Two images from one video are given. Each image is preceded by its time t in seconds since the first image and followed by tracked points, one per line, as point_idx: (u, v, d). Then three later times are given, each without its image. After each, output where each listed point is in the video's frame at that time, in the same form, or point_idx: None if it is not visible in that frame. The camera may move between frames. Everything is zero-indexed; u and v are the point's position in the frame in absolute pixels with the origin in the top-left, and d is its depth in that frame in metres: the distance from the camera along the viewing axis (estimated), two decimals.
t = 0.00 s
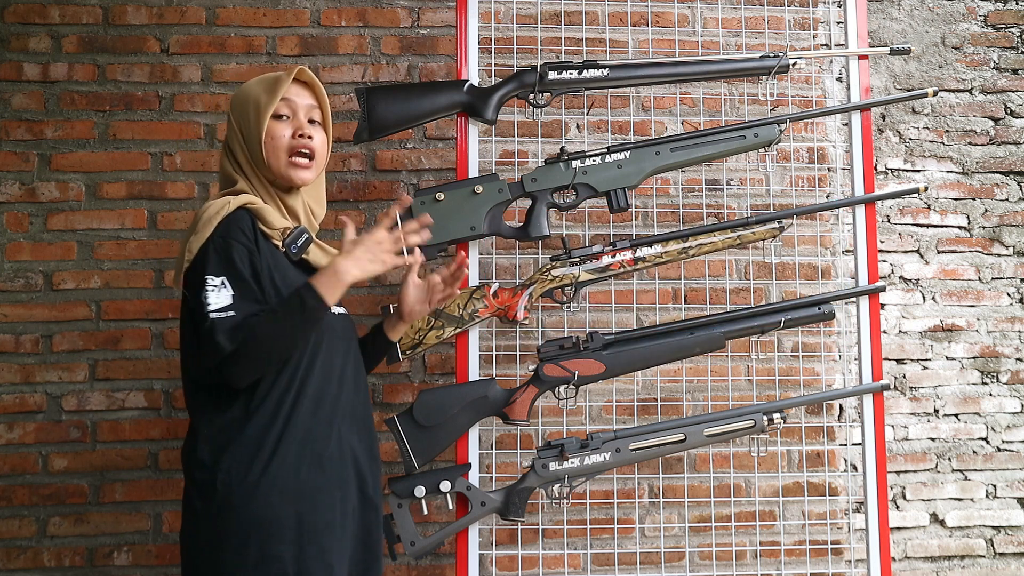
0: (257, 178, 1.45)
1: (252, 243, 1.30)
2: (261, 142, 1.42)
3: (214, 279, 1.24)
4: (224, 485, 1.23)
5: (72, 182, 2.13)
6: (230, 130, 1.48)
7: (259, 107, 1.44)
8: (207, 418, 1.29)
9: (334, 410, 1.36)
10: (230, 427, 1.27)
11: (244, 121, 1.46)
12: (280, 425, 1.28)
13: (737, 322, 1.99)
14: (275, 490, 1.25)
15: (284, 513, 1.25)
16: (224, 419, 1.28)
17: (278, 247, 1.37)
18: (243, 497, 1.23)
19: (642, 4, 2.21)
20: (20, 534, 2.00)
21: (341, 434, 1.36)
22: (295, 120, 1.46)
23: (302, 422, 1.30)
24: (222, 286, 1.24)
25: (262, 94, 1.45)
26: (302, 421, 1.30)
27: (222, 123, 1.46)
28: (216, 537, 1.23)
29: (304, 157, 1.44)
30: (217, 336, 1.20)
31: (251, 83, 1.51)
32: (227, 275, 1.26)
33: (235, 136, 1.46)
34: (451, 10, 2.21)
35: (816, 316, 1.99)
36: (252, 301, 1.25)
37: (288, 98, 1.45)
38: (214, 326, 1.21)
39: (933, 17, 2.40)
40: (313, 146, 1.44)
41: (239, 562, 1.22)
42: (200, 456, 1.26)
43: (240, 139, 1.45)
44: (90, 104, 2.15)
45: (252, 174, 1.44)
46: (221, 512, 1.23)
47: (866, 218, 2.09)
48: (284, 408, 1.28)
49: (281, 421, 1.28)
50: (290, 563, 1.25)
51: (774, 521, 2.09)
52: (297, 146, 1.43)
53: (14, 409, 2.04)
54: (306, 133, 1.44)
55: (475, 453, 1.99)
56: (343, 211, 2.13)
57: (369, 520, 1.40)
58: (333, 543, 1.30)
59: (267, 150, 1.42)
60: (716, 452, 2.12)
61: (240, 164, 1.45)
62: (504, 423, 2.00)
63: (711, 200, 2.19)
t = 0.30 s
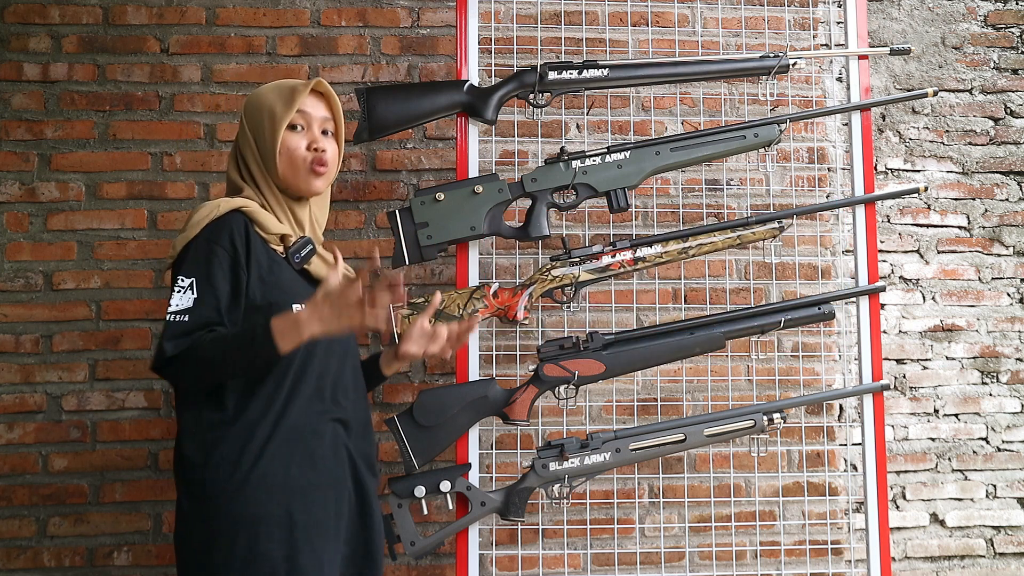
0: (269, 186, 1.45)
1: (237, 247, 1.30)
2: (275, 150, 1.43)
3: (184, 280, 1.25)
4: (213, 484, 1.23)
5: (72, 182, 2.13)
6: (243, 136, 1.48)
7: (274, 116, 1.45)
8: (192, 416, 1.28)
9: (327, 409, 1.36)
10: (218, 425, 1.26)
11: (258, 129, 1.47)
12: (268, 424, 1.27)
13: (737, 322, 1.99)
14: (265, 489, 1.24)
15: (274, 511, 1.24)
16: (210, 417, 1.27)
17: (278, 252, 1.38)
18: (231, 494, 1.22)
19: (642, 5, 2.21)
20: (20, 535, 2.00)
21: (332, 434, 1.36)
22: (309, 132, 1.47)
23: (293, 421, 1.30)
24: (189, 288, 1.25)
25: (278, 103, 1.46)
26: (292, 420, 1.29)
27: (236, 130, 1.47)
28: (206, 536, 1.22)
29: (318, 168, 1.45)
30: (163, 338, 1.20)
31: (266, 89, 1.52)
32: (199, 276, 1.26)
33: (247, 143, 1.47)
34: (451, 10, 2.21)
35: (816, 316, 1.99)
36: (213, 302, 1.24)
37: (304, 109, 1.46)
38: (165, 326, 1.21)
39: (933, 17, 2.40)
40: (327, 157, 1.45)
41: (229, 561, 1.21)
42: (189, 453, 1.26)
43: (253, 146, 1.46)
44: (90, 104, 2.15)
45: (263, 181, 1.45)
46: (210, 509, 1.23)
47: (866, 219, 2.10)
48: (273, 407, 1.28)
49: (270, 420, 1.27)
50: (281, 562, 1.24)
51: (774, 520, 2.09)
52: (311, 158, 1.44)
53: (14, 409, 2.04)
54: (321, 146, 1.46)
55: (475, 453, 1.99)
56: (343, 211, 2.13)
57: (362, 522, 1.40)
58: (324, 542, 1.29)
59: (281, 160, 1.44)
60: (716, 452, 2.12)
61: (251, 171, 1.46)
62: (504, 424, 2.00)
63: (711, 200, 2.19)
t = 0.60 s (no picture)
0: (276, 182, 1.45)
1: (248, 246, 1.30)
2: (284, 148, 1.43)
3: (198, 278, 1.25)
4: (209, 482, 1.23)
5: (72, 182, 2.13)
6: (246, 133, 1.47)
7: (281, 114, 1.44)
8: (191, 416, 1.29)
9: (329, 414, 1.36)
10: (217, 425, 1.27)
11: (263, 126, 1.46)
12: (267, 426, 1.28)
13: (737, 322, 1.99)
14: (261, 489, 1.25)
15: (270, 513, 1.25)
16: (209, 417, 1.27)
17: (286, 249, 1.38)
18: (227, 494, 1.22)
19: (642, 4, 2.21)
20: (20, 534, 2.00)
21: (332, 438, 1.36)
22: (316, 129, 1.48)
23: (293, 423, 1.30)
24: (203, 287, 1.24)
25: (284, 101, 1.45)
26: (292, 423, 1.30)
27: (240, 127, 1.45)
28: (200, 535, 1.22)
29: (326, 166, 1.47)
30: (181, 340, 1.20)
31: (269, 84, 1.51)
32: (214, 274, 1.26)
33: (252, 140, 1.45)
34: (451, 10, 2.21)
35: (816, 316, 1.99)
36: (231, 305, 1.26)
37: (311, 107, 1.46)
38: (181, 326, 1.21)
39: (933, 17, 2.40)
40: (335, 157, 1.47)
41: (222, 560, 1.21)
42: (186, 453, 1.26)
43: (258, 143, 1.45)
44: (90, 104, 2.15)
45: (270, 179, 1.44)
46: (206, 508, 1.23)
47: (867, 218, 2.10)
48: (273, 410, 1.29)
49: (270, 422, 1.29)
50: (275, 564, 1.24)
51: (774, 520, 2.09)
52: (319, 156, 1.46)
53: (14, 409, 2.04)
54: (329, 143, 1.47)
55: (475, 453, 1.99)
56: (343, 211, 2.13)
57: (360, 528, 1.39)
58: (319, 546, 1.29)
59: (290, 158, 1.44)
60: (715, 452, 2.12)
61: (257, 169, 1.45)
62: (504, 423, 2.00)
63: (711, 200, 2.19)
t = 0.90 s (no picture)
0: (284, 183, 1.45)
1: (253, 245, 1.30)
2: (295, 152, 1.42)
3: (204, 276, 1.24)
4: (211, 482, 1.24)
5: (72, 182, 2.13)
6: (259, 130, 1.45)
7: (296, 118, 1.43)
8: (194, 417, 1.29)
9: (331, 415, 1.37)
10: (220, 426, 1.27)
11: (277, 126, 1.44)
12: (269, 427, 1.28)
13: (737, 322, 1.99)
14: (263, 489, 1.25)
15: (272, 514, 1.24)
16: (211, 417, 1.28)
17: (290, 251, 1.37)
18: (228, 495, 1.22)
19: (642, 4, 2.21)
20: (20, 535, 2.00)
21: (335, 439, 1.36)
22: (328, 135, 1.47)
23: (294, 425, 1.31)
24: (208, 285, 1.24)
25: (300, 104, 1.44)
26: (294, 425, 1.31)
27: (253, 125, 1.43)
28: (203, 535, 1.23)
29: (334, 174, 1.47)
30: (187, 337, 1.19)
31: (286, 79, 1.48)
32: (219, 273, 1.25)
33: (264, 139, 1.44)
34: (451, 10, 2.21)
35: (816, 316, 1.99)
36: (236, 304, 1.26)
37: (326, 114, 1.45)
38: (187, 324, 1.20)
39: (933, 17, 2.40)
40: (344, 164, 1.47)
41: (224, 560, 1.21)
42: (189, 453, 1.27)
43: (270, 142, 1.44)
44: (90, 104, 2.15)
45: (278, 179, 1.44)
46: (208, 508, 1.23)
47: (867, 218, 2.10)
48: (275, 412, 1.29)
49: (272, 424, 1.29)
50: (277, 564, 1.23)
51: (774, 521, 2.09)
52: (328, 163, 1.46)
53: (14, 409, 2.04)
54: (340, 151, 1.46)
55: (475, 453, 1.98)
56: (343, 211, 2.13)
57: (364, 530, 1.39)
58: (322, 548, 1.28)
59: (300, 162, 1.43)
60: (716, 452, 2.12)
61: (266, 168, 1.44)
62: (504, 423, 2.00)
63: (711, 200, 2.19)
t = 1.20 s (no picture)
0: (289, 175, 1.44)
1: (254, 245, 1.29)
2: (297, 140, 1.42)
3: (206, 277, 1.24)
4: (208, 482, 1.24)
5: (72, 182, 2.13)
6: (262, 127, 1.46)
7: (297, 108, 1.43)
8: (196, 416, 1.30)
9: (332, 416, 1.35)
10: (220, 426, 1.28)
11: (279, 120, 1.45)
12: (267, 428, 1.28)
13: (737, 322, 1.99)
14: (259, 491, 1.25)
15: (269, 516, 1.24)
16: (212, 417, 1.28)
17: (295, 250, 1.37)
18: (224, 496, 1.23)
19: (642, 4, 2.21)
20: (20, 535, 2.00)
21: (335, 440, 1.35)
22: (332, 123, 1.47)
23: (295, 426, 1.30)
24: (210, 286, 1.24)
25: (301, 94, 1.44)
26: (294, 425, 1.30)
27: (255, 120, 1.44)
28: (199, 534, 1.24)
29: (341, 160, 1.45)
30: (190, 338, 1.18)
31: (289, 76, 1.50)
32: (220, 274, 1.25)
33: (268, 135, 1.45)
34: (451, 10, 2.21)
35: (816, 316, 1.99)
36: (238, 306, 1.25)
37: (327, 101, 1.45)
38: (190, 325, 1.20)
39: (933, 17, 2.40)
40: (348, 150, 1.46)
41: (219, 560, 1.21)
42: (189, 453, 1.28)
43: (273, 136, 1.45)
44: (90, 104, 2.15)
45: (284, 172, 1.43)
46: (204, 508, 1.24)
47: (866, 218, 2.10)
48: (275, 412, 1.29)
49: (271, 424, 1.28)
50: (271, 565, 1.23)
51: (774, 521, 2.09)
52: (334, 150, 1.44)
53: (14, 409, 2.04)
54: (343, 138, 1.45)
55: (475, 453, 1.99)
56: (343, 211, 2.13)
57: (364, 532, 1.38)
58: (319, 550, 1.28)
59: (303, 150, 1.43)
60: (716, 452, 2.12)
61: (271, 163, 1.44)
62: (504, 423, 2.00)
63: (711, 200, 2.19)
